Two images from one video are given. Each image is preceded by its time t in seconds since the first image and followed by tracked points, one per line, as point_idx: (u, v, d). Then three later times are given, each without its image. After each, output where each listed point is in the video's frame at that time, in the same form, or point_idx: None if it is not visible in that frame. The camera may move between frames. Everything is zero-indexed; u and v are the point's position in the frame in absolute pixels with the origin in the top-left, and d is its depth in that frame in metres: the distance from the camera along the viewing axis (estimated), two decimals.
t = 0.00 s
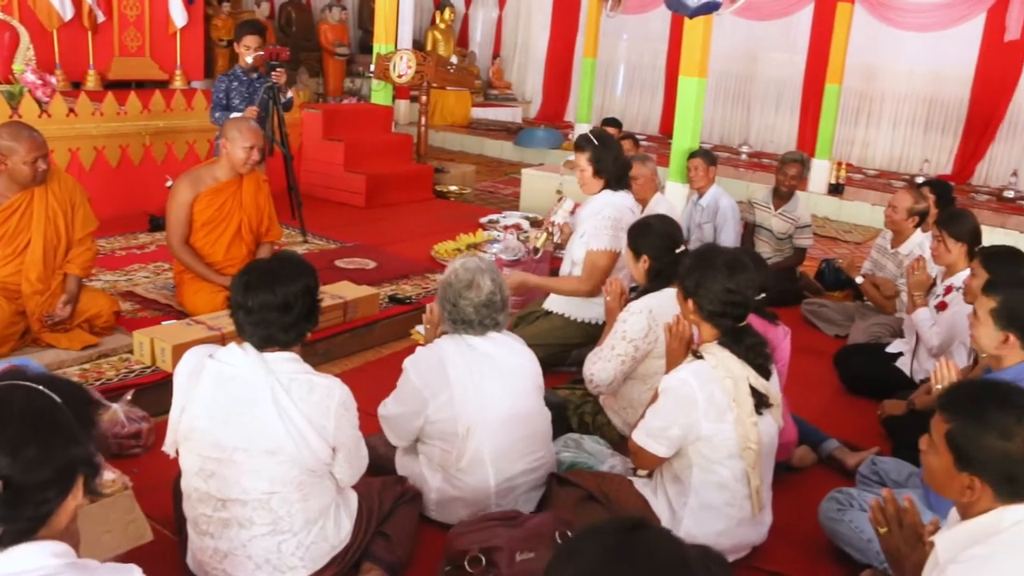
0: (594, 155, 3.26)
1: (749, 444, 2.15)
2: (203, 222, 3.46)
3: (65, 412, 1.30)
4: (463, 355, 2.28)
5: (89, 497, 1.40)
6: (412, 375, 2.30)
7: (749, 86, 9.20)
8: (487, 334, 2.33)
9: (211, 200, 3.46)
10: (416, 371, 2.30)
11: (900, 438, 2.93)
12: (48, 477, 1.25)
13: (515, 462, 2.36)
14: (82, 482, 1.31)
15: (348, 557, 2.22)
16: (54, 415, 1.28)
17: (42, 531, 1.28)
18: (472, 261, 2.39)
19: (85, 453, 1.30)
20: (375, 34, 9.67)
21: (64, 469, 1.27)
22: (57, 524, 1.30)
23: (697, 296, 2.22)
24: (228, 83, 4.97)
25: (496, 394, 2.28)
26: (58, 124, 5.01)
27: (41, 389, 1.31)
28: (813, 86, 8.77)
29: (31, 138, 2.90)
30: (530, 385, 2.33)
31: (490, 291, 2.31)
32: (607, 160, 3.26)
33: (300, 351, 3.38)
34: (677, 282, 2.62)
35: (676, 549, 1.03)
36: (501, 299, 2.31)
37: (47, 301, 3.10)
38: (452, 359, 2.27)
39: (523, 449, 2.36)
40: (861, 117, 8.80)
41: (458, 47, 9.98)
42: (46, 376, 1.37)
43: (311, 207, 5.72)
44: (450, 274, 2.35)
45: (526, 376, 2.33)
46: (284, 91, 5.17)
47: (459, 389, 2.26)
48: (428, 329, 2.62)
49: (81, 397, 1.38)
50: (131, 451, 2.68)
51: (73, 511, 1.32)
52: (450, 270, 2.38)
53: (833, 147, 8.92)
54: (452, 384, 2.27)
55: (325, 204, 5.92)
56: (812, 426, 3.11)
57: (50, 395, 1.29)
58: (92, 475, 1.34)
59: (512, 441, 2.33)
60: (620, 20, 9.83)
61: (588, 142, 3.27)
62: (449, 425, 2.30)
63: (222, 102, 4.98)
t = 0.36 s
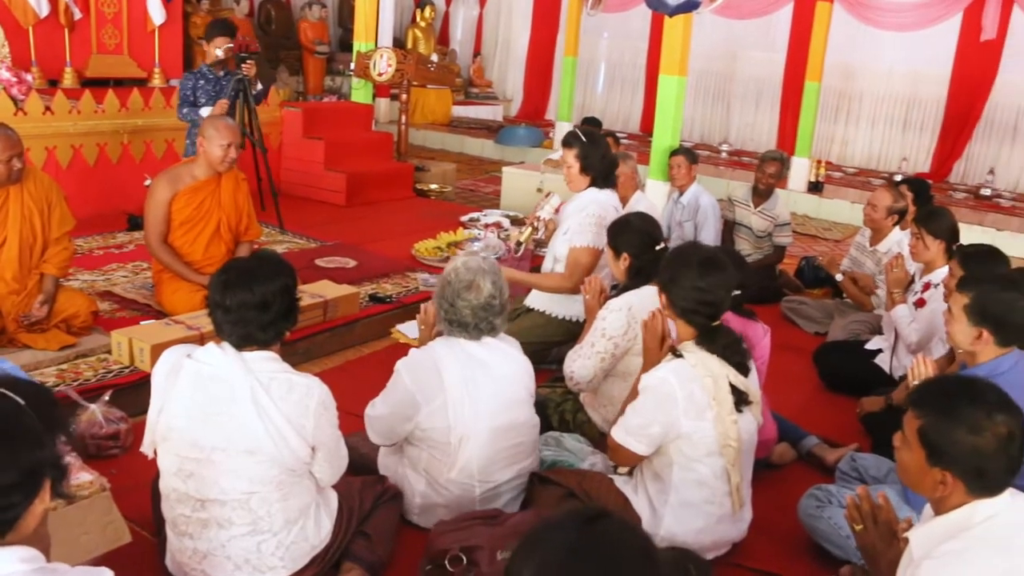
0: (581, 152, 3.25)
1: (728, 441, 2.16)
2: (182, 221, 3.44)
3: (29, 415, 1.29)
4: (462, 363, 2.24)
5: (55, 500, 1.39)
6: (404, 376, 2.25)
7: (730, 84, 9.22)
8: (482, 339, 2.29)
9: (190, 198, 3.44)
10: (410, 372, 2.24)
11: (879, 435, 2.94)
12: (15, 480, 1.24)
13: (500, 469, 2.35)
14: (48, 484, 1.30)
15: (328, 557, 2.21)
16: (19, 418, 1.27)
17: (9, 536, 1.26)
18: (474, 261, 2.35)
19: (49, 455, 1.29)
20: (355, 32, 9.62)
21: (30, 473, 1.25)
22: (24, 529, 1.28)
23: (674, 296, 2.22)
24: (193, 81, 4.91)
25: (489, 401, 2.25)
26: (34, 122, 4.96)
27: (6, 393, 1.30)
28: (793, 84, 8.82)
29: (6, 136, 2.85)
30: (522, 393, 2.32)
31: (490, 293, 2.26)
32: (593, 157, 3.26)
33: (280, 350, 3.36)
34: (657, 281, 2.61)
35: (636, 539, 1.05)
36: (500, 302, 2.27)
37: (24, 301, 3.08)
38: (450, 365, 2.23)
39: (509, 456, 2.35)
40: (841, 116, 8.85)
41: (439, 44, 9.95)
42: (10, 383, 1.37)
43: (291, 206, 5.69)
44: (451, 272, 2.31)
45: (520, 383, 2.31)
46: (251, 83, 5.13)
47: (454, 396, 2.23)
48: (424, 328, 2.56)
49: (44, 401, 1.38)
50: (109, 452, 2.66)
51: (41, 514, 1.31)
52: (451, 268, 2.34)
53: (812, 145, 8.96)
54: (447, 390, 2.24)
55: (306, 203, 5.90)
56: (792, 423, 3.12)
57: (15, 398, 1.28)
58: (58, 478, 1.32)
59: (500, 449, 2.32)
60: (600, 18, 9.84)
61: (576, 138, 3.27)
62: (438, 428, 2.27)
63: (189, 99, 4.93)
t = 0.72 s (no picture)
0: (564, 149, 3.25)
1: (709, 439, 2.16)
2: (162, 220, 3.42)
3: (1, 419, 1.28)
4: (456, 370, 2.21)
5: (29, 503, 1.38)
6: (397, 380, 2.21)
7: (712, 82, 9.25)
8: (475, 344, 2.26)
9: (170, 198, 3.42)
10: (403, 377, 2.20)
11: (860, 430, 2.96)
12: None
13: (487, 474, 2.33)
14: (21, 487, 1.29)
15: (311, 557, 2.20)
16: None
17: None
18: (471, 261, 2.32)
19: (23, 460, 1.28)
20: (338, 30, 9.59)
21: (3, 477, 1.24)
22: None
23: (656, 292, 2.22)
24: (157, 81, 4.89)
25: (482, 408, 2.22)
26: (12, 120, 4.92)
27: None
28: (775, 81, 8.86)
29: None
30: (513, 399, 2.29)
31: (486, 296, 2.24)
32: (576, 155, 3.25)
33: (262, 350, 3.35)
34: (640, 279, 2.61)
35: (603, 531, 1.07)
36: (496, 306, 2.24)
37: (3, 301, 3.06)
38: (443, 370, 2.19)
39: (497, 461, 2.33)
40: (823, 113, 8.88)
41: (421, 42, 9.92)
42: None
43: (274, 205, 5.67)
44: (447, 272, 2.28)
45: (511, 388, 2.29)
46: (217, 79, 5.08)
47: (449, 404, 2.19)
48: (414, 327, 2.53)
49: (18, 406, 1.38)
50: (89, 454, 2.64)
51: (15, 518, 1.30)
52: (447, 269, 2.31)
53: (795, 143, 9.00)
54: (442, 397, 2.20)
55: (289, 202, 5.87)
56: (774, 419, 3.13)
57: None
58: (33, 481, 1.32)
59: (489, 455, 2.29)
60: (583, 16, 9.84)
61: (559, 137, 3.26)
62: (429, 435, 2.24)
63: (153, 98, 4.90)
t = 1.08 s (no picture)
0: (538, 147, 3.25)
1: (684, 435, 2.17)
2: (136, 220, 3.40)
3: None
4: (439, 372, 2.19)
5: None
6: (379, 383, 2.19)
7: (688, 80, 9.28)
8: (458, 345, 2.25)
9: (144, 197, 3.40)
10: (385, 380, 2.19)
11: (836, 425, 2.98)
12: None
13: (467, 476, 2.32)
14: None
15: (287, 559, 2.19)
16: None
17: None
18: (453, 261, 2.30)
19: None
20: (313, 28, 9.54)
21: None
22: None
23: (632, 288, 2.23)
24: (120, 81, 4.87)
25: (464, 410, 2.21)
26: None
27: None
28: (751, 79, 8.90)
29: None
30: (494, 400, 2.29)
31: (470, 297, 2.23)
32: (550, 152, 3.26)
33: (237, 350, 3.33)
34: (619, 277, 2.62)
35: (569, 523, 1.08)
36: (480, 306, 2.23)
37: None
38: (426, 373, 2.18)
39: (478, 463, 2.33)
40: (799, 110, 8.93)
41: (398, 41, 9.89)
42: None
43: (249, 205, 5.63)
44: (429, 273, 2.26)
45: (492, 389, 2.28)
46: (176, 80, 5.05)
47: (431, 407, 2.18)
48: (393, 326, 2.50)
49: None
50: (63, 457, 2.62)
51: None
52: (428, 268, 2.29)
53: (771, 140, 9.04)
54: (424, 400, 2.18)
55: (266, 201, 5.85)
56: (751, 415, 3.14)
57: None
58: None
59: (470, 457, 2.29)
60: (560, 14, 9.85)
61: (532, 134, 3.26)
62: (410, 438, 2.23)
63: (115, 98, 4.88)
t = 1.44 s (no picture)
0: (516, 146, 3.26)
1: (666, 433, 2.18)
2: (117, 220, 3.38)
3: None
4: (424, 374, 2.19)
5: None
6: (364, 385, 2.19)
7: (670, 79, 9.31)
8: (442, 345, 2.24)
9: (125, 197, 3.38)
10: (370, 382, 2.18)
11: (816, 422, 3.00)
12: None
13: (450, 476, 2.33)
14: None
15: (269, 559, 2.19)
16: None
17: None
18: (437, 261, 2.30)
19: None
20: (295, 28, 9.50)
21: None
22: None
23: (614, 287, 2.23)
24: (97, 81, 4.82)
25: (448, 411, 2.21)
26: None
27: None
28: (733, 77, 8.94)
29: None
30: (478, 401, 2.29)
31: (454, 297, 2.23)
32: (529, 151, 3.26)
33: (218, 351, 3.31)
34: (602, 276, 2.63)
35: (552, 523, 1.08)
36: (464, 306, 2.24)
37: None
38: (411, 375, 2.17)
39: (460, 463, 2.33)
40: (780, 109, 8.97)
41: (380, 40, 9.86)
42: None
43: (230, 205, 5.61)
44: (413, 273, 2.25)
45: (476, 390, 2.28)
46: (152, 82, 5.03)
47: (416, 408, 2.17)
48: (377, 326, 2.49)
49: None
50: (43, 459, 2.60)
51: None
52: (412, 269, 2.28)
53: (753, 138, 9.08)
54: (409, 402, 2.17)
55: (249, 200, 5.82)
56: (734, 413, 3.16)
57: None
58: None
59: (453, 458, 2.29)
60: (542, 13, 9.86)
61: (511, 133, 3.27)
62: (395, 440, 2.22)
63: (89, 100, 4.83)
